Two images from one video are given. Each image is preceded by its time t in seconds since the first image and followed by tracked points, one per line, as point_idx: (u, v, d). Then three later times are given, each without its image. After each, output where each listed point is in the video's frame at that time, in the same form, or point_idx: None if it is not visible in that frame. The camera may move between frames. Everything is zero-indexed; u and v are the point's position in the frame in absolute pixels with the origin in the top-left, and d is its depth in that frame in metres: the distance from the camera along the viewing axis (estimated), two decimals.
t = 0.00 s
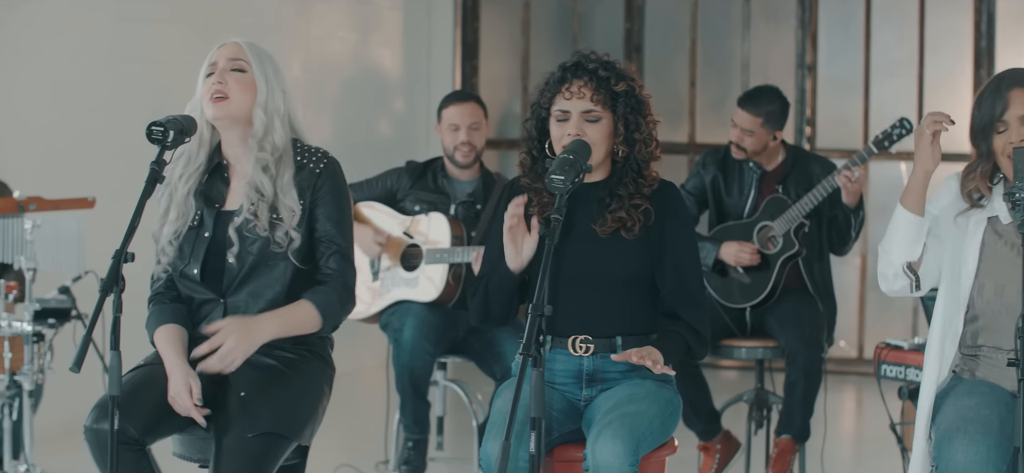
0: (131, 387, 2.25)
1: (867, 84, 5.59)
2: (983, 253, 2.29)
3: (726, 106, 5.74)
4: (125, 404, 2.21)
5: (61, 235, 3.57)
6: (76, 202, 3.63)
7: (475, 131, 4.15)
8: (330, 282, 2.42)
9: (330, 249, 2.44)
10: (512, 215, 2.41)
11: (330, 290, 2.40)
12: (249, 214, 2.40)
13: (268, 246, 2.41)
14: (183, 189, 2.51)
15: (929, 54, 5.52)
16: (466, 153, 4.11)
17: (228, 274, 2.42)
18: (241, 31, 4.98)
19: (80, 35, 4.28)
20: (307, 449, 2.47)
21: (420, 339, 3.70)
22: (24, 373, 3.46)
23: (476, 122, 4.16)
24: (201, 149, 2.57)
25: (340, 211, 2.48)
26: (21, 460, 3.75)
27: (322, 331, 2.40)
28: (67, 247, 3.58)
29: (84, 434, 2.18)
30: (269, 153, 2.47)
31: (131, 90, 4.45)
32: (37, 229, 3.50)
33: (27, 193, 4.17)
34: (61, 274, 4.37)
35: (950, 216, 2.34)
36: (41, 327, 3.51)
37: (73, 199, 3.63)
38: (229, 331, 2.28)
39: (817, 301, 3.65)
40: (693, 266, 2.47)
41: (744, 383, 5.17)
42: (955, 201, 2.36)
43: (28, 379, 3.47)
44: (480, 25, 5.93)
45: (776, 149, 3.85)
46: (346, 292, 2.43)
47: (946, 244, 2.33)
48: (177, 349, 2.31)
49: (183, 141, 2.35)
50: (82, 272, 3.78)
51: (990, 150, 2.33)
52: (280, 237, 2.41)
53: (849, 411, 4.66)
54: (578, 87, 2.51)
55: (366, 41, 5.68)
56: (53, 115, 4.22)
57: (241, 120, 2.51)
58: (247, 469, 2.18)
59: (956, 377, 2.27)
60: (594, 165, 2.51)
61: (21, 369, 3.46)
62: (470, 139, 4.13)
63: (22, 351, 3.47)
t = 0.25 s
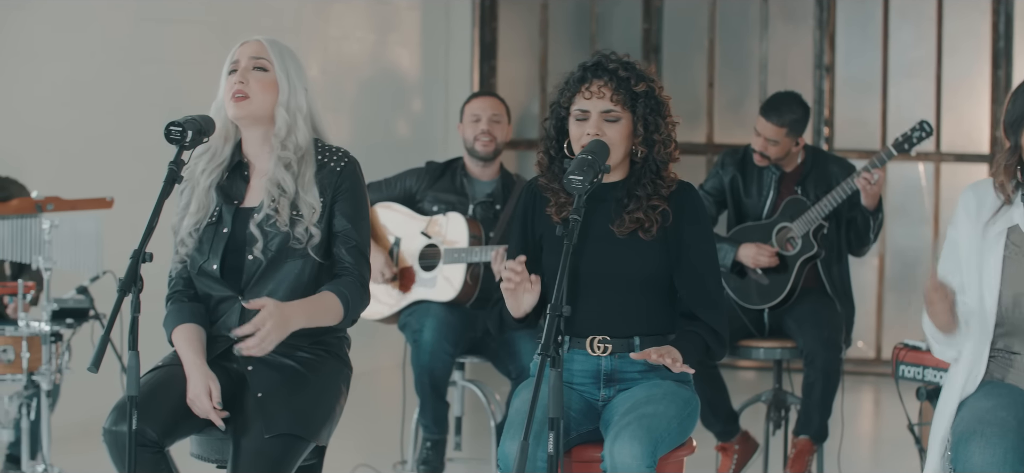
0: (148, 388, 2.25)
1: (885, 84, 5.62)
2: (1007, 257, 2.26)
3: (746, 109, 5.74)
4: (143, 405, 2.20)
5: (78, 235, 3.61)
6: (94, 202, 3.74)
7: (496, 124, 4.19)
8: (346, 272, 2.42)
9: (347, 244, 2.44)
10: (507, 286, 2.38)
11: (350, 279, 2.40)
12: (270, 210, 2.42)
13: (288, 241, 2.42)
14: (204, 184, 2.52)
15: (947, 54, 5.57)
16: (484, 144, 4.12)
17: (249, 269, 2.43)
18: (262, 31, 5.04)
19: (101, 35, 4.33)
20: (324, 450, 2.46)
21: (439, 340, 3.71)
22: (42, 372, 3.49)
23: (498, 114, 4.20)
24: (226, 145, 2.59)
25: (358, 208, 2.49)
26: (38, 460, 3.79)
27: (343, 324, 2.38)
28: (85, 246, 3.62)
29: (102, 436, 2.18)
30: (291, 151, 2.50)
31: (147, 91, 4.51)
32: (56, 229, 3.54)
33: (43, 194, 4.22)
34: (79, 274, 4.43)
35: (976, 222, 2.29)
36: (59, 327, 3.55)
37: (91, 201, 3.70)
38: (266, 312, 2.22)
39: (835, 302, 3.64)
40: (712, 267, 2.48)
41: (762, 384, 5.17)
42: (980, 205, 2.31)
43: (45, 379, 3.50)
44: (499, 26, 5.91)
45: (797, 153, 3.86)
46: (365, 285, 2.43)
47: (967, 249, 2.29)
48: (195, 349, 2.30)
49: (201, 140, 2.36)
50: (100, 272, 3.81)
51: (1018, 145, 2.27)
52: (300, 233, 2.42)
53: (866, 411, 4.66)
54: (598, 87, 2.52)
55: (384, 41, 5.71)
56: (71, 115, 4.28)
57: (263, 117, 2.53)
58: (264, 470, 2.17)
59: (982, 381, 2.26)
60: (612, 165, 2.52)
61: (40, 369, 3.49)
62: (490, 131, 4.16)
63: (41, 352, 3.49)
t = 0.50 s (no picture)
0: (164, 386, 2.25)
1: (901, 85, 5.65)
2: None
3: (761, 107, 5.78)
4: (158, 404, 2.20)
5: (95, 235, 3.62)
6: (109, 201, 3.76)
7: (512, 126, 4.19)
8: (362, 276, 2.42)
9: (362, 248, 2.43)
10: (516, 295, 2.41)
11: (361, 283, 2.40)
12: (282, 218, 2.42)
13: (300, 251, 2.42)
14: (218, 187, 2.51)
15: (963, 55, 5.60)
16: (502, 148, 4.13)
17: (260, 277, 2.43)
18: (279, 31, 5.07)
19: (116, 35, 4.44)
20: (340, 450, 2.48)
21: (453, 343, 3.73)
22: (58, 372, 3.56)
23: (513, 116, 4.20)
24: (237, 147, 2.58)
25: (371, 216, 2.47)
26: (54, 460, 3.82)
27: (358, 323, 2.39)
28: (101, 246, 3.62)
29: (118, 434, 2.18)
30: (302, 155, 2.48)
31: (162, 92, 4.56)
32: (71, 229, 3.57)
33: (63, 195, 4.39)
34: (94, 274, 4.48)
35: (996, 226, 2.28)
36: (74, 327, 3.62)
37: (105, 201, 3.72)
38: (290, 279, 2.22)
39: (851, 303, 3.64)
40: (728, 268, 2.48)
41: (778, 384, 5.17)
42: (1000, 208, 2.30)
43: (60, 379, 3.57)
44: (514, 26, 5.94)
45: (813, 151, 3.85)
46: (381, 288, 2.43)
47: (985, 253, 2.29)
48: (208, 348, 2.31)
49: (216, 141, 2.35)
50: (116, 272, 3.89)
51: None
52: (312, 242, 2.42)
53: (882, 411, 4.66)
54: (614, 87, 2.53)
55: (400, 42, 5.73)
56: (87, 115, 4.40)
57: (274, 117, 2.52)
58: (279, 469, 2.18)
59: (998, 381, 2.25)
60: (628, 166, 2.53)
61: (55, 369, 3.57)
62: (506, 133, 4.16)
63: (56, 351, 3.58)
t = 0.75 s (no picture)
0: (179, 387, 2.27)
1: (915, 85, 5.64)
2: None
3: (775, 107, 5.78)
4: (173, 405, 2.21)
5: (109, 235, 3.71)
6: (123, 202, 3.72)
7: (528, 129, 4.21)
8: (375, 275, 2.44)
9: (376, 248, 2.45)
10: (524, 292, 2.41)
11: (377, 283, 2.42)
12: (299, 218, 2.43)
13: (315, 250, 2.43)
14: (233, 186, 2.52)
15: (978, 55, 5.58)
16: (519, 151, 4.15)
17: (276, 276, 2.45)
18: (293, 31, 5.09)
19: (133, 35, 4.45)
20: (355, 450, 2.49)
21: (468, 344, 3.74)
22: (72, 373, 3.60)
23: (529, 119, 4.22)
24: (253, 146, 2.59)
25: (385, 216, 2.49)
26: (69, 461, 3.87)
27: (373, 324, 2.41)
28: (116, 246, 3.72)
29: (132, 436, 2.18)
30: (320, 157, 2.49)
31: (177, 93, 4.60)
32: (86, 228, 3.65)
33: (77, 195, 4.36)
34: (109, 275, 4.52)
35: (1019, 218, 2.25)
36: (89, 327, 3.65)
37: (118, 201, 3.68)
38: (309, 291, 2.23)
39: (866, 303, 3.63)
40: (743, 267, 2.49)
41: (793, 384, 5.16)
42: None
43: (76, 379, 3.60)
44: (528, 26, 5.98)
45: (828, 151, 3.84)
46: (393, 286, 2.45)
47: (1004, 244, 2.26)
48: (224, 349, 2.33)
49: (232, 140, 2.36)
50: (132, 273, 3.93)
51: None
52: (328, 242, 2.43)
53: (896, 411, 4.65)
54: (629, 87, 2.54)
55: (414, 42, 5.74)
56: (102, 115, 4.38)
57: (289, 117, 2.53)
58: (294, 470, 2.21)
59: (1008, 379, 2.26)
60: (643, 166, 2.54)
61: (70, 369, 3.60)
62: (523, 136, 4.17)
63: (71, 352, 3.60)
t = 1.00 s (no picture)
0: (194, 387, 2.29)
1: (931, 86, 5.62)
2: None
3: (791, 108, 5.78)
4: (188, 405, 2.24)
5: (125, 236, 3.73)
6: (140, 202, 3.77)
7: (542, 126, 4.22)
8: (391, 274, 2.44)
9: (391, 247, 2.47)
10: (532, 289, 2.42)
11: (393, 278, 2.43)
12: (316, 219, 2.46)
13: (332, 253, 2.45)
14: (249, 187, 2.55)
15: (994, 57, 5.55)
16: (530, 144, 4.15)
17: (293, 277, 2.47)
18: (309, 30, 5.12)
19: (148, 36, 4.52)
20: (371, 450, 2.51)
21: (484, 343, 3.75)
22: (88, 373, 3.63)
23: (544, 116, 4.23)
24: (270, 147, 2.61)
25: (401, 217, 2.50)
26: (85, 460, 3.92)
27: (389, 317, 2.42)
28: (131, 246, 3.73)
29: (148, 435, 2.23)
30: (337, 157, 2.51)
31: (193, 92, 4.65)
32: (102, 228, 3.68)
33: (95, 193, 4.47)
34: (125, 275, 4.56)
35: None
36: (105, 327, 3.68)
37: (135, 201, 3.75)
38: (333, 257, 2.21)
39: (882, 303, 3.62)
40: (759, 266, 2.49)
41: (809, 385, 5.16)
42: None
43: (91, 379, 3.65)
44: (545, 26, 5.99)
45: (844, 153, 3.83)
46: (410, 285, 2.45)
47: None
48: (240, 349, 2.35)
49: (248, 140, 2.37)
50: (147, 273, 3.93)
51: None
52: (344, 245, 2.45)
53: (912, 411, 4.64)
54: (643, 88, 2.55)
55: (430, 42, 5.75)
56: (119, 116, 4.49)
57: (305, 119, 2.55)
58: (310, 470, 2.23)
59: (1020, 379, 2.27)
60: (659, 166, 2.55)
61: (85, 369, 3.63)
62: (537, 133, 4.19)
63: (86, 351, 3.63)
